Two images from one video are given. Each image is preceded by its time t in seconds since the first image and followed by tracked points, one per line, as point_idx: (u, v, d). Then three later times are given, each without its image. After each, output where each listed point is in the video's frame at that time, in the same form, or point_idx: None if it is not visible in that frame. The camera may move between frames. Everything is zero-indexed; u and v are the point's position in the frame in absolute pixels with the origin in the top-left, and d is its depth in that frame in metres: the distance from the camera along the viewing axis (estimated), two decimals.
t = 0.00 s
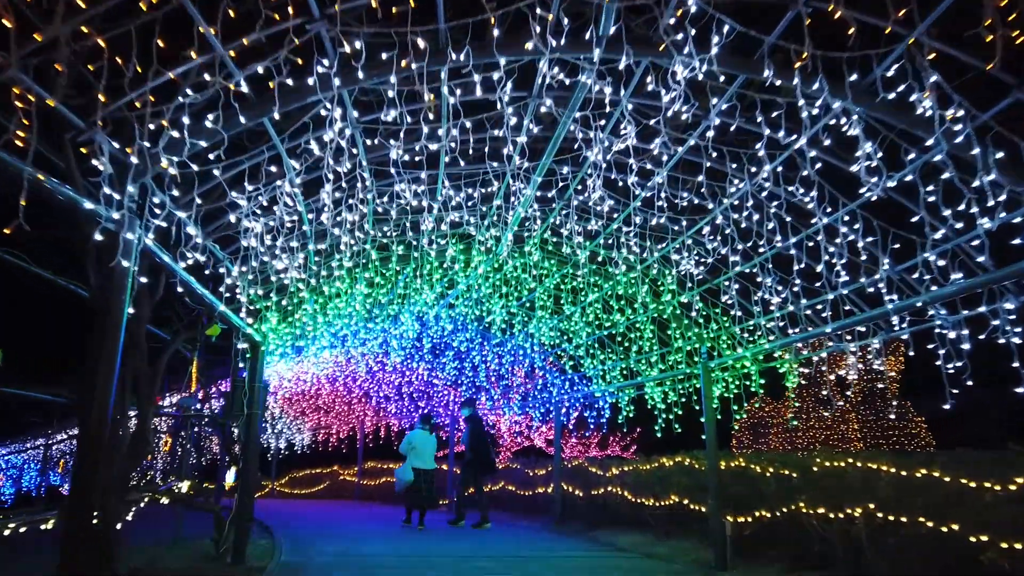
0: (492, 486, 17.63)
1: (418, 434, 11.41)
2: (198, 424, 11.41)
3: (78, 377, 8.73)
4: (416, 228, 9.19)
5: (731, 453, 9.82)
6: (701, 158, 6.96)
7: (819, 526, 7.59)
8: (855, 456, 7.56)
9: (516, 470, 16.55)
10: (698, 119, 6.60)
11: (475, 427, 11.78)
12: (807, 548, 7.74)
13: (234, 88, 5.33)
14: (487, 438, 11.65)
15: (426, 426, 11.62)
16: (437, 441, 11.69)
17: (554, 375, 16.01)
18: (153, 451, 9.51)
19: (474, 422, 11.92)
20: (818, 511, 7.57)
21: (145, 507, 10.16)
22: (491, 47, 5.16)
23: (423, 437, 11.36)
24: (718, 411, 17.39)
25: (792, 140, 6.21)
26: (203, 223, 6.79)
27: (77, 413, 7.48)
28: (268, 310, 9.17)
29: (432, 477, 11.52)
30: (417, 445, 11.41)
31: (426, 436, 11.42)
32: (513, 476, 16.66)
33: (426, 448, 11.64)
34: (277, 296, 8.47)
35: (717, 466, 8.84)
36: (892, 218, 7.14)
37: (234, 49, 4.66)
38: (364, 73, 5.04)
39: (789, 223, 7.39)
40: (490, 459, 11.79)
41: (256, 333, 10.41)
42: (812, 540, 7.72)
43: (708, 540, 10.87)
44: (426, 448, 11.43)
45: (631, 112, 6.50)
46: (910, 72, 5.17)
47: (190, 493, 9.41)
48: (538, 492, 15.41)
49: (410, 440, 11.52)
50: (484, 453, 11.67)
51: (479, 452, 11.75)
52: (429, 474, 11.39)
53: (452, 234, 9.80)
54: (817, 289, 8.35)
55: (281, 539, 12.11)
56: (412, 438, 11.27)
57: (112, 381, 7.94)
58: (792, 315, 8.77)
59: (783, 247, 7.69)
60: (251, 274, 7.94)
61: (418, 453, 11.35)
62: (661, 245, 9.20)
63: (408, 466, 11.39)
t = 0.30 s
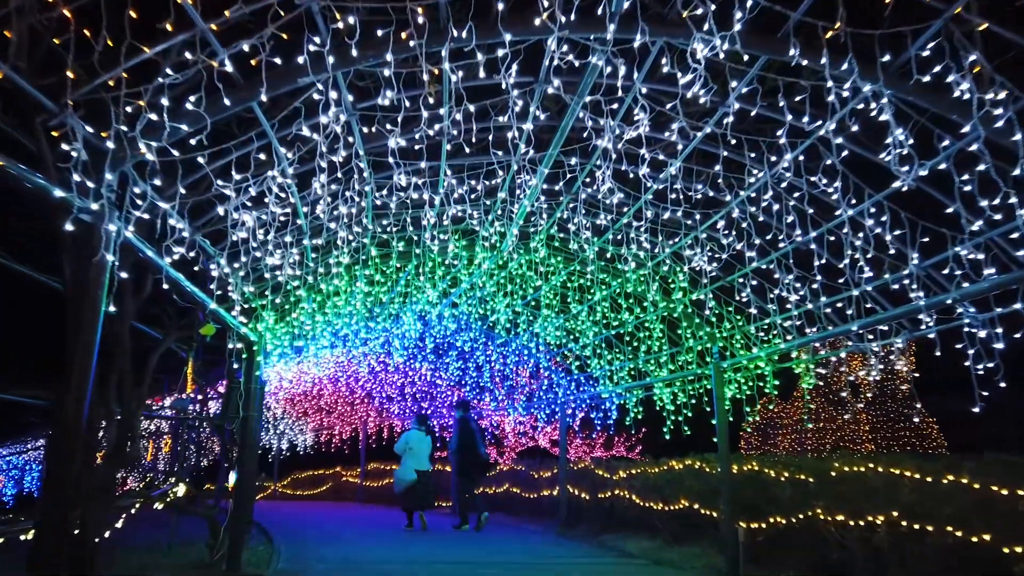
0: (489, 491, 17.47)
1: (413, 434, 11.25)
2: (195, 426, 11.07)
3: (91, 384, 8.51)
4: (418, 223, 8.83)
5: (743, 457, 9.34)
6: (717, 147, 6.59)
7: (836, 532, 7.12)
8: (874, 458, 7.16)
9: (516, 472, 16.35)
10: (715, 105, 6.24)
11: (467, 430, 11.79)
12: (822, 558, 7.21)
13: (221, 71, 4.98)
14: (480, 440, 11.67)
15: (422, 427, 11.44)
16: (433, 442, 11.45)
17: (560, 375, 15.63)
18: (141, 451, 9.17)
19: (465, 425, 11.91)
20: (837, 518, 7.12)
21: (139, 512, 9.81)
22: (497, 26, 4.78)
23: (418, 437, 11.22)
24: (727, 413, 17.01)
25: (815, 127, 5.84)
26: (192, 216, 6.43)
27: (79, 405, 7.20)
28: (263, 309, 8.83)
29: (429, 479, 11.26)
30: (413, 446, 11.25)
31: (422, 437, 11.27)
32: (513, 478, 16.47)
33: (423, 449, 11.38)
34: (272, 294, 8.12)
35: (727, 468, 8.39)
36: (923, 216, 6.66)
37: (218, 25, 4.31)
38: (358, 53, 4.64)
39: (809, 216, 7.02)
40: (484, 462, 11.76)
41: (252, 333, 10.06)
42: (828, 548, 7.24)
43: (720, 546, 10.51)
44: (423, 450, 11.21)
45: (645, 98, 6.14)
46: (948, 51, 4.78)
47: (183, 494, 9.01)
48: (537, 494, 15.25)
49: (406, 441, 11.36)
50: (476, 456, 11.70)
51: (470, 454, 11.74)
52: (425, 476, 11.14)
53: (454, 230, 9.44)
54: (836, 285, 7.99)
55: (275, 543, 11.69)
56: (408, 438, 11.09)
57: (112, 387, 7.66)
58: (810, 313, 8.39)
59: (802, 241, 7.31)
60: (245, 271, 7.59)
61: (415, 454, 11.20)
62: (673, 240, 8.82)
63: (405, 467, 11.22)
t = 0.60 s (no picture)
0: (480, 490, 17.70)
1: (412, 432, 11.02)
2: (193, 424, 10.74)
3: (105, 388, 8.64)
4: (421, 209, 8.49)
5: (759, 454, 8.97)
6: (737, 125, 6.25)
7: (858, 531, 6.71)
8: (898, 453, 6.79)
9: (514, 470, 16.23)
10: (736, 78, 5.88)
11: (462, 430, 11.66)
12: (844, 557, 6.81)
13: (212, 36, 4.65)
14: (474, 439, 11.55)
15: (420, 425, 11.21)
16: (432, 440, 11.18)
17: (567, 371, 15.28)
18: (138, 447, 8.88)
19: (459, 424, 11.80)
20: (858, 516, 6.71)
21: (131, 511, 9.47)
22: None
23: (416, 435, 11.00)
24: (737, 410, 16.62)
25: (843, 100, 5.49)
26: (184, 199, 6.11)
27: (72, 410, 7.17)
28: (261, 300, 8.51)
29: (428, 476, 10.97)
30: (411, 444, 11.00)
31: (420, 435, 11.03)
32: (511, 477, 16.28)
33: (422, 448, 11.06)
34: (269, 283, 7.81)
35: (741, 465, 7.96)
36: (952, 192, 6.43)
37: None
38: (355, 17, 4.20)
39: (833, 197, 6.66)
40: (478, 462, 11.63)
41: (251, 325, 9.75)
42: (848, 548, 6.78)
43: (733, 547, 10.14)
44: (421, 447, 10.93)
45: (661, 71, 5.81)
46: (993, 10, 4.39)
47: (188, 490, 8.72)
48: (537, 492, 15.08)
49: (405, 439, 11.11)
50: (470, 456, 11.58)
51: (463, 454, 11.61)
52: (423, 475, 10.82)
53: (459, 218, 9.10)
54: (860, 273, 7.63)
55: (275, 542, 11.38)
56: (406, 435, 10.82)
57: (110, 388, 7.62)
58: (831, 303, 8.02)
59: (825, 225, 6.95)
60: (241, 258, 7.26)
61: (412, 451, 10.93)
62: (687, 228, 8.47)
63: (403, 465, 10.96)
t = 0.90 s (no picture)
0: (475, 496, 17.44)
1: (411, 435, 10.63)
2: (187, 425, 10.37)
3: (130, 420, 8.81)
4: (422, 201, 8.10)
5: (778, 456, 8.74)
6: (758, 106, 5.86)
7: (881, 539, 6.65)
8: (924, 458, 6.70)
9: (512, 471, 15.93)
10: (757, 56, 5.49)
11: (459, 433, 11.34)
12: (865, 564, 6.63)
13: (193, 6, 4.28)
14: (472, 442, 11.27)
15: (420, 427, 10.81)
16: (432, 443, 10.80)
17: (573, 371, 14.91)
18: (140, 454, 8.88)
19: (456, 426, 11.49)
20: (883, 523, 6.65)
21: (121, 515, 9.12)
22: None
23: (416, 439, 10.60)
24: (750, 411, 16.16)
25: (877, 76, 5.09)
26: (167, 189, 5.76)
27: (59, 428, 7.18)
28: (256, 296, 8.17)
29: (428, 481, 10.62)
30: (411, 448, 10.60)
31: (420, 438, 10.64)
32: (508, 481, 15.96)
33: (422, 451, 10.70)
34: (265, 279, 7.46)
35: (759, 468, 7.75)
36: (988, 178, 6.05)
37: None
38: None
39: (859, 184, 6.25)
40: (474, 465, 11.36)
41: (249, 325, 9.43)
42: (871, 554, 6.63)
43: (748, 553, 9.72)
44: (421, 451, 10.55)
45: (678, 47, 5.42)
46: None
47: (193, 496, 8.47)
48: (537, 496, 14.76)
49: (404, 442, 10.73)
50: (467, 459, 11.31)
51: (460, 456, 11.32)
52: (422, 478, 10.49)
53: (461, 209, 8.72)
54: (886, 266, 7.20)
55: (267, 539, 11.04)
56: (405, 439, 10.42)
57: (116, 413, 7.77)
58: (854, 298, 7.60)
59: (850, 214, 6.56)
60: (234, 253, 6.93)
61: (412, 456, 10.53)
62: (702, 219, 8.06)
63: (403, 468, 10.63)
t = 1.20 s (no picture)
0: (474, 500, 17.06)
1: (413, 432, 10.27)
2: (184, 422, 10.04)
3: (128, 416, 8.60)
4: (427, 187, 7.78)
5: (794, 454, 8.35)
6: (784, 81, 5.54)
7: (906, 539, 6.32)
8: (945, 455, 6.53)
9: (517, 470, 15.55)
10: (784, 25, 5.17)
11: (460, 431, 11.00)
12: (887, 565, 6.34)
13: None
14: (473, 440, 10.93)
15: (422, 423, 10.44)
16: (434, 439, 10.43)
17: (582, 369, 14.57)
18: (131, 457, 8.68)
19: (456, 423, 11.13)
20: (909, 523, 6.32)
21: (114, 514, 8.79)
22: None
23: (417, 435, 10.22)
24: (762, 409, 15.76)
25: (914, 43, 4.75)
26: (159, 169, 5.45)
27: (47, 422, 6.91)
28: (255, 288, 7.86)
29: (430, 479, 10.27)
30: (412, 444, 10.23)
31: (421, 434, 10.26)
32: (512, 480, 15.57)
33: (424, 448, 10.36)
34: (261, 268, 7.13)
35: (776, 466, 7.32)
36: None
37: None
38: None
39: (890, 164, 5.90)
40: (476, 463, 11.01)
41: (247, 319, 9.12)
42: (892, 556, 6.35)
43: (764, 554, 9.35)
44: (422, 447, 10.18)
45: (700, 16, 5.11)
46: None
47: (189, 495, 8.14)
48: (543, 494, 14.39)
49: (406, 438, 10.37)
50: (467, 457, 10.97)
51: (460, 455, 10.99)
52: (424, 475, 10.14)
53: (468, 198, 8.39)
54: (915, 253, 6.84)
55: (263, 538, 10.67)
56: (407, 435, 10.06)
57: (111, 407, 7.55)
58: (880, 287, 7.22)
59: (879, 196, 6.20)
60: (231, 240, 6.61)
61: (413, 453, 10.15)
62: (719, 206, 7.71)
63: (404, 465, 10.26)
